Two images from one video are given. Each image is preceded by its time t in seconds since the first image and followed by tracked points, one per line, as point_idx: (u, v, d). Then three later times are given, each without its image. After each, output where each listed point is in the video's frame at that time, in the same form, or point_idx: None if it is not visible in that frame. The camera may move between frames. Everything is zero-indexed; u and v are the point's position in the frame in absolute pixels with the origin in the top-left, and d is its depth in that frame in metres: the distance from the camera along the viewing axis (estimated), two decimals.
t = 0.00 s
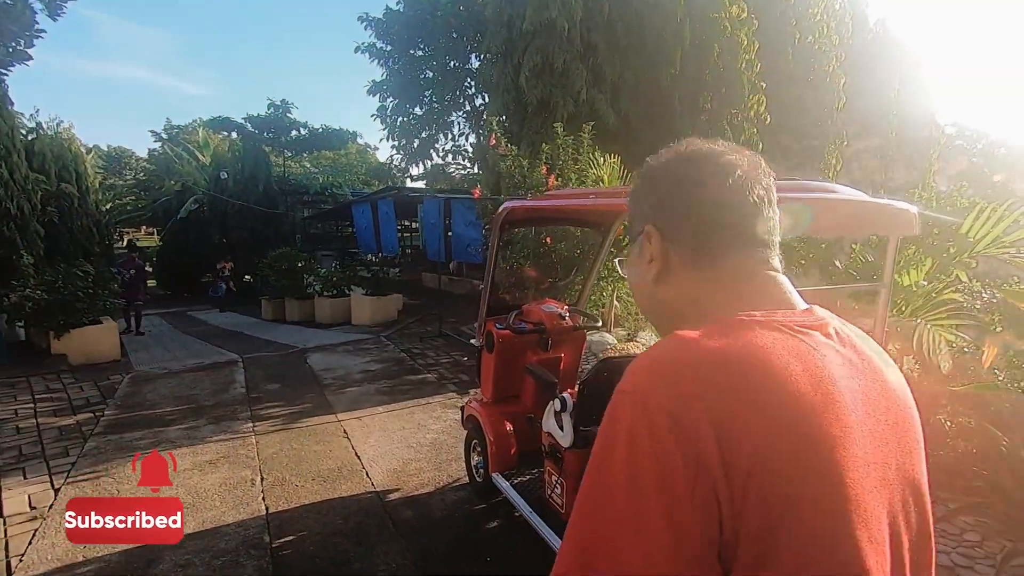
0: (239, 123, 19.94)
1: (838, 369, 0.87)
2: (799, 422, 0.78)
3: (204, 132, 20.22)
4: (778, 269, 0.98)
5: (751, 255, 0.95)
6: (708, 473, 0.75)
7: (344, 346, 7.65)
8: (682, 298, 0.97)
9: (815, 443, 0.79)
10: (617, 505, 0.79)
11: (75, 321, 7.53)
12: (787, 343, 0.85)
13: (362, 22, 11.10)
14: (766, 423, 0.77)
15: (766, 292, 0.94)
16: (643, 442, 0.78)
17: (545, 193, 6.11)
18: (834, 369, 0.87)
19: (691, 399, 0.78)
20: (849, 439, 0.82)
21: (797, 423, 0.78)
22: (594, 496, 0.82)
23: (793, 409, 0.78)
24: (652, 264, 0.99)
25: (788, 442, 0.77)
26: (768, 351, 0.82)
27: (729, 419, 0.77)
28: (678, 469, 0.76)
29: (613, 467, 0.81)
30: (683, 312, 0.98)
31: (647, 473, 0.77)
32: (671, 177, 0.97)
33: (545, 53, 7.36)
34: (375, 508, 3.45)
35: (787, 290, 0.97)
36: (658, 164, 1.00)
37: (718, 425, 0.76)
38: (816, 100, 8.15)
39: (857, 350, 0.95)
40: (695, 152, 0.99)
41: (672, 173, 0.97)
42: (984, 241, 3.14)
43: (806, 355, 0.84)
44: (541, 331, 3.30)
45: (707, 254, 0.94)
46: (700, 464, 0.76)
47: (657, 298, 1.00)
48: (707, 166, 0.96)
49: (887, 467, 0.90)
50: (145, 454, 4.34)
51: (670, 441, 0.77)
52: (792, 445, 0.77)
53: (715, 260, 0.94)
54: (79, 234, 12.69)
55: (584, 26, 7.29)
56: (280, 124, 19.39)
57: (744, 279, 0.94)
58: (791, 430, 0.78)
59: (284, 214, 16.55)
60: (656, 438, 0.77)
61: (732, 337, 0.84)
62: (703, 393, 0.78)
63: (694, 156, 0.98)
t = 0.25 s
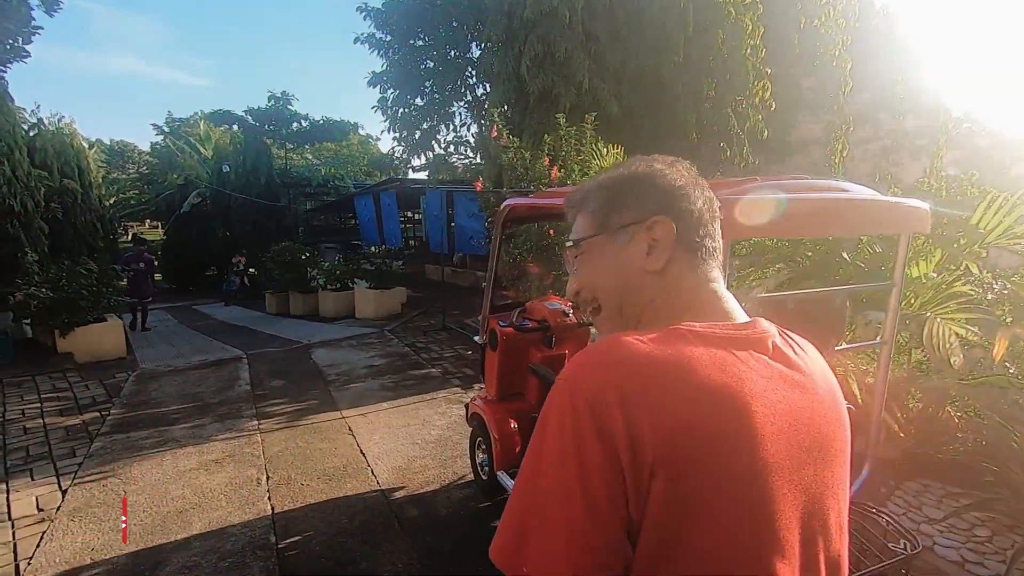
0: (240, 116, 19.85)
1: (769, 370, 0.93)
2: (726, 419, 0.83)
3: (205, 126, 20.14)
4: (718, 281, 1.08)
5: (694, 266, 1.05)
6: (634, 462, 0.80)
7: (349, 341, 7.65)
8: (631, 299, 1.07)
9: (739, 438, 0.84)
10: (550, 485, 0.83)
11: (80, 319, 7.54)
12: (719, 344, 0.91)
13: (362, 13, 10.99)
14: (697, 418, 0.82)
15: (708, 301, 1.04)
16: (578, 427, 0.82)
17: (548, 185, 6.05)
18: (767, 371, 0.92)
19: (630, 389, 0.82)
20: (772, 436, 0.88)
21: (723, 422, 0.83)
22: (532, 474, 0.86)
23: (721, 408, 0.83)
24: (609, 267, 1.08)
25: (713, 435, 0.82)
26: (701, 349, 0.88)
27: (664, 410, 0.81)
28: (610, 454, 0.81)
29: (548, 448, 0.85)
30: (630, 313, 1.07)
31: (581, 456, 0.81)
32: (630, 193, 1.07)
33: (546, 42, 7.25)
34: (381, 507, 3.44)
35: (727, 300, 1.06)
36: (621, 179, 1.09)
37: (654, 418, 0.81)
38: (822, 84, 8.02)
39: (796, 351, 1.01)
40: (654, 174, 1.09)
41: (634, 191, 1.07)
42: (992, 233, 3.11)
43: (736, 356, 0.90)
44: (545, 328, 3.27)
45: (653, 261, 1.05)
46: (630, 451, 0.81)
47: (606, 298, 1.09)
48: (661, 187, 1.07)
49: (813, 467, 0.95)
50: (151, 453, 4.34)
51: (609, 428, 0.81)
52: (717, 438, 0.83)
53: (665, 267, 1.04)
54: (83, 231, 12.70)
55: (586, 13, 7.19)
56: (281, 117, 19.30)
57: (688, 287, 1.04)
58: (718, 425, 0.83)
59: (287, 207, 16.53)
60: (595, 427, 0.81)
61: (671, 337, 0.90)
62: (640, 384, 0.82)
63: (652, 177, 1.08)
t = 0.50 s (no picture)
0: (257, 105, 19.92)
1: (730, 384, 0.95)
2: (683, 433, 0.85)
3: (223, 116, 20.26)
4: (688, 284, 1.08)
5: (666, 272, 1.06)
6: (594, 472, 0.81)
7: (363, 331, 7.66)
8: (604, 301, 1.07)
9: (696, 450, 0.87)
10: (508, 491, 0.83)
11: (101, 308, 7.63)
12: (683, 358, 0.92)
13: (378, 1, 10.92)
14: (657, 430, 0.84)
15: (679, 307, 1.05)
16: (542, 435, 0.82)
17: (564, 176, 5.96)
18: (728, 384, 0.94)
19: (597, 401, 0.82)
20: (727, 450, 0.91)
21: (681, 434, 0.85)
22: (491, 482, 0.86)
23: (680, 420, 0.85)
24: (585, 269, 1.07)
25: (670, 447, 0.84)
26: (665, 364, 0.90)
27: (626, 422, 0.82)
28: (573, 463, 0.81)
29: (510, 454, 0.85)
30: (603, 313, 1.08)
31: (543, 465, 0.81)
32: (609, 193, 1.05)
33: (563, 29, 7.12)
34: (394, 501, 3.43)
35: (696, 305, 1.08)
36: (600, 177, 1.07)
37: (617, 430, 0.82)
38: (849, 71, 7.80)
39: (762, 358, 1.04)
40: (632, 174, 1.07)
41: (612, 190, 1.05)
42: None
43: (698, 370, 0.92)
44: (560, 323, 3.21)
45: (629, 268, 1.05)
46: (591, 461, 0.81)
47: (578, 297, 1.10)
48: (640, 189, 1.06)
49: (765, 479, 0.98)
50: (168, 443, 4.37)
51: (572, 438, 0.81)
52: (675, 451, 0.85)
53: (640, 272, 1.05)
54: (105, 219, 12.85)
55: None
56: (298, 106, 19.32)
57: (661, 292, 1.05)
58: (676, 437, 0.85)
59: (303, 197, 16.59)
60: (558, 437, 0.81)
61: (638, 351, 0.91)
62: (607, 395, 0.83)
63: (632, 177, 1.07)
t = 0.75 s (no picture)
0: (282, 88, 20.03)
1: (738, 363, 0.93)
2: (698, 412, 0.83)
3: (249, 98, 20.42)
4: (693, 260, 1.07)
5: (673, 248, 1.05)
6: (614, 456, 0.77)
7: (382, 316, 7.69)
8: (609, 277, 1.06)
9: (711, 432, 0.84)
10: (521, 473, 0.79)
11: (127, 285, 7.76)
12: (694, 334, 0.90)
13: None
14: (675, 411, 0.81)
15: (684, 285, 1.04)
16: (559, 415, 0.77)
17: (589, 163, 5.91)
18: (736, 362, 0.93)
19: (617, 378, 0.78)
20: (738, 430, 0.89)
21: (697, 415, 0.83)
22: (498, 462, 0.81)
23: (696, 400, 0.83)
24: (591, 244, 1.05)
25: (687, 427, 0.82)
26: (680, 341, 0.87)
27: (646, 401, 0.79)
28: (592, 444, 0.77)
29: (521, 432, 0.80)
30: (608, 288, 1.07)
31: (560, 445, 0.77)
32: (617, 166, 1.02)
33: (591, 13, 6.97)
34: (409, 485, 3.43)
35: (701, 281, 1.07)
36: (609, 149, 1.03)
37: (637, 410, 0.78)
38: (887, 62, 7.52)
39: (762, 337, 1.03)
40: (642, 145, 1.04)
41: (622, 163, 1.02)
42: None
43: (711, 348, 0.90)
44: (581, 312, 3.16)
45: (644, 241, 1.03)
46: (612, 441, 0.77)
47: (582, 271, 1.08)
48: (651, 162, 1.03)
49: (770, 457, 0.98)
50: (189, 419, 4.44)
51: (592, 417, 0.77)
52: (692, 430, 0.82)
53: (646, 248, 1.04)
54: (134, 198, 13.06)
55: None
56: (322, 90, 19.27)
57: (668, 269, 1.04)
58: (695, 419, 0.82)
59: (326, 181, 16.67)
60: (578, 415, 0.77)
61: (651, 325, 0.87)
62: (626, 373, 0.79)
63: (642, 150, 1.03)
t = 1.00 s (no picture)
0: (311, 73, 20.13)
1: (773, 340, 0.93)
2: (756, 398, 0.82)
3: (278, 84, 20.57)
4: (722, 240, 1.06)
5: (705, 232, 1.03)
6: (713, 439, 0.75)
7: (405, 303, 7.71)
8: (640, 263, 1.02)
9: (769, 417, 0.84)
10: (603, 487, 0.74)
11: (157, 266, 7.89)
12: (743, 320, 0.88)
13: None
14: (740, 402, 0.79)
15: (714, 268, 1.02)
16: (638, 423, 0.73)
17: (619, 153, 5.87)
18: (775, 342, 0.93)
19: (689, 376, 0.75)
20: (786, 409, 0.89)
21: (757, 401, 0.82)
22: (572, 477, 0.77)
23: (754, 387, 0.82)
24: (623, 230, 1.00)
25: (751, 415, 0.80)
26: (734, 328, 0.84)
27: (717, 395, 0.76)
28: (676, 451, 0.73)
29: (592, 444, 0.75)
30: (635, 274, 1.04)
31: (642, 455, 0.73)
32: (649, 146, 0.96)
33: None
34: (429, 473, 3.43)
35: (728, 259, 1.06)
36: (641, 127, 0.96)
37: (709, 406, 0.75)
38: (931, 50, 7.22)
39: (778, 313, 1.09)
40: (673, 123, 0.98)
41: (654, 143, 0.96)
42: None
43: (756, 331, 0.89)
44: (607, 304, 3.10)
45: (687, 216, 1.00)
46: (712, 424, 0.75)
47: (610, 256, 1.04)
48: (682, 143, 0.98)
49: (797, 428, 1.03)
50: (215, 400, 4.50)
51: (672, 422, 0.73)
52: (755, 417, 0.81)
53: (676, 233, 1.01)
54: (165, 181, 13.28)
55: None
56: (350, 78, 18.91)
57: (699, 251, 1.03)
58: (764, 393, 0.84)
59: (352, 167, 16.75)
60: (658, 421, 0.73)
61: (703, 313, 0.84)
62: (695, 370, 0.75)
63: (675, 129, 0.97)
